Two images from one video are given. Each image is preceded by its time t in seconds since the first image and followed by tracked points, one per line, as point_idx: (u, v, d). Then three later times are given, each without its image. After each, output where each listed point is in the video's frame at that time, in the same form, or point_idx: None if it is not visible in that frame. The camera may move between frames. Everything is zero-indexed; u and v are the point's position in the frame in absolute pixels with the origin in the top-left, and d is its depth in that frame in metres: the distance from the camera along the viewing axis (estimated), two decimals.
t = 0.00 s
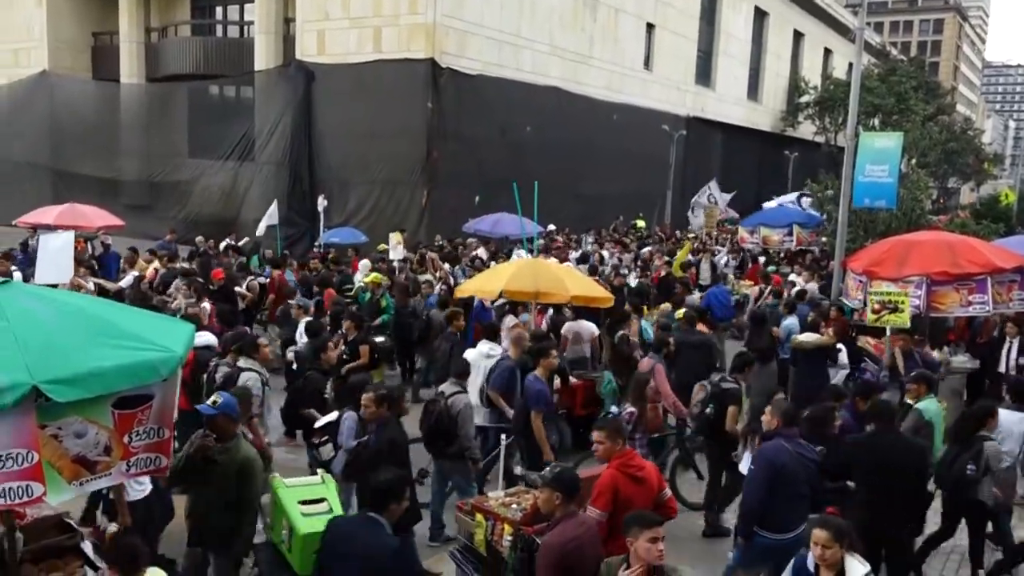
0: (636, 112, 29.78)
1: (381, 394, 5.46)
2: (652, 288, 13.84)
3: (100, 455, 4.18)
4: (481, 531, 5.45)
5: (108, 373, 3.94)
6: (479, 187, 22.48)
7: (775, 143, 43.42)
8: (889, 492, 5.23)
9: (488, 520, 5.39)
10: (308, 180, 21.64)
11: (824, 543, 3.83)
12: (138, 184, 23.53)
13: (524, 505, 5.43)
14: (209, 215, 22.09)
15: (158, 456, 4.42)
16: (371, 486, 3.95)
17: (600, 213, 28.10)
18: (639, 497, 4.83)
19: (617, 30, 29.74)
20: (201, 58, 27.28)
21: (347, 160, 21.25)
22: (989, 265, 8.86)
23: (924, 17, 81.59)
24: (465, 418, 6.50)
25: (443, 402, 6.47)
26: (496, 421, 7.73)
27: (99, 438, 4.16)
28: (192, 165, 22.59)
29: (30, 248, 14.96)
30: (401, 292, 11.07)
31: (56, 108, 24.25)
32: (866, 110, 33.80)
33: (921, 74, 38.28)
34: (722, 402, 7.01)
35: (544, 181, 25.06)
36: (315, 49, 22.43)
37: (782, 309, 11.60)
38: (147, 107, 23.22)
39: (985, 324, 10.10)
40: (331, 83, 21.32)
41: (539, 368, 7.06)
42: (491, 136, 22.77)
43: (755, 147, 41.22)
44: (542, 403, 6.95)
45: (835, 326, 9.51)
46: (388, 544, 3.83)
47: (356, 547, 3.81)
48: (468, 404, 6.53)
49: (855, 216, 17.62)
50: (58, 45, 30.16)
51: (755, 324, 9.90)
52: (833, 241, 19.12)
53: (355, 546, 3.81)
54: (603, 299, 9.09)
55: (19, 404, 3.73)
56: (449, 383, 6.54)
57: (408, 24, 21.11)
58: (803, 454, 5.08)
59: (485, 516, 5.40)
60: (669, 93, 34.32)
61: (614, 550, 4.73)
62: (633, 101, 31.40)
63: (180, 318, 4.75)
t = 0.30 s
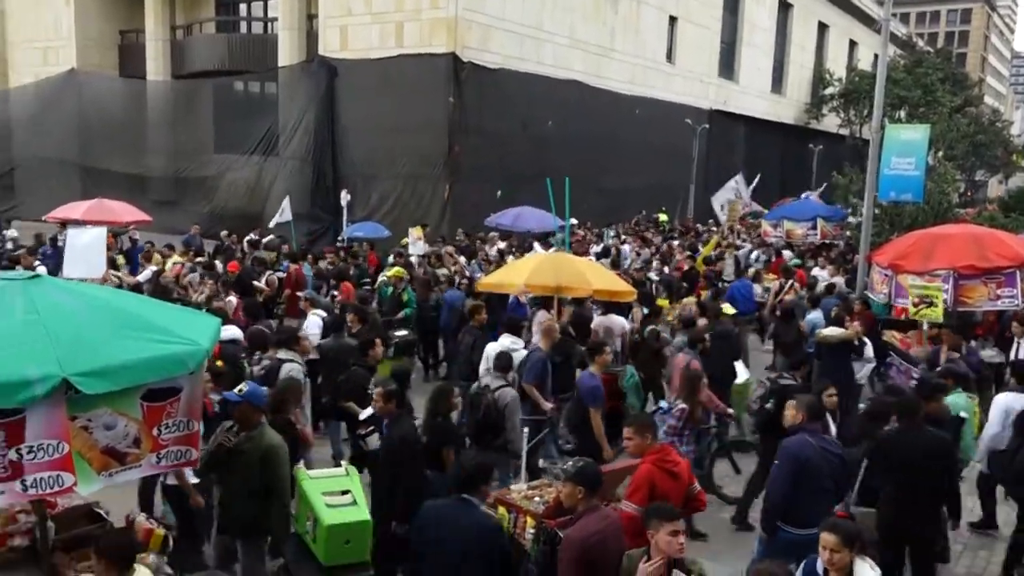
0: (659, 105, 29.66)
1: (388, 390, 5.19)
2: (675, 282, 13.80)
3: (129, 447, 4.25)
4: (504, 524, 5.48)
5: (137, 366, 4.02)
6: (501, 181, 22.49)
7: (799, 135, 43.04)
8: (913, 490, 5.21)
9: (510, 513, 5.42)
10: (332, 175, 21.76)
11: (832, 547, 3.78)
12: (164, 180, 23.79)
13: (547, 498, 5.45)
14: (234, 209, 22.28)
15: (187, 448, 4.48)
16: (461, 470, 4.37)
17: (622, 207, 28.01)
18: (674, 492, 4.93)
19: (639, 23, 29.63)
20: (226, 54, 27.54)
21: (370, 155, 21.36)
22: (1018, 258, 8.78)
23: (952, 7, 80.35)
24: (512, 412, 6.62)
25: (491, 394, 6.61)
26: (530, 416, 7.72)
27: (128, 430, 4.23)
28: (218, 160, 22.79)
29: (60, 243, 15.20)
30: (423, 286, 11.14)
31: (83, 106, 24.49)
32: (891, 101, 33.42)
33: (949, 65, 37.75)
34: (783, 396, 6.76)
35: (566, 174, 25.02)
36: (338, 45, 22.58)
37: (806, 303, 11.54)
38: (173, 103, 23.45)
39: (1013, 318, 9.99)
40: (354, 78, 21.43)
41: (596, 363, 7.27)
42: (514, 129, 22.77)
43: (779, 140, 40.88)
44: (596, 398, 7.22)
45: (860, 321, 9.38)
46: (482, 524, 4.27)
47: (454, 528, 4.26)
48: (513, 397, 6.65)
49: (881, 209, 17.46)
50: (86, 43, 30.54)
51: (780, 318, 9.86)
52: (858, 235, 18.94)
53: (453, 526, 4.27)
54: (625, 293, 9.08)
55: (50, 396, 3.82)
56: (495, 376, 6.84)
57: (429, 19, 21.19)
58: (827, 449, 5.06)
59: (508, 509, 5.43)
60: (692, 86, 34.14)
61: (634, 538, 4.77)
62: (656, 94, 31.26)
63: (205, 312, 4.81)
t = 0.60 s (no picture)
0: (697, 99, 29.40)
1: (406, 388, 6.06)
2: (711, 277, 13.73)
3: (174, 436, 4.34)
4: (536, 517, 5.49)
5: (178, 355, 4.09)
6: (537, 175, 22.47)
7: (840, 129, 42.36)
8: (952, 491, 5.13)
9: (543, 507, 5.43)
10: (369, 169, 21.93)
11: (864, 556, 3.72)
12: (205, 174, 24.16)
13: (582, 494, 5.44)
14: (274, 203, 22.56)
15: (228, 438, 4.56)
16: (563, 444, 5.01)
17: (659, 201, 27.83)
18: (714, 490, 4.90)
19: (677, 17, 29.40)
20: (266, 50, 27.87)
21: (406, 150, 21.50)
22: None
23: None
24: (562, 403, 6.84)
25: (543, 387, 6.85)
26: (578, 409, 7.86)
27: (172, 419, 4.32)
28: (257, 155, 23.08)
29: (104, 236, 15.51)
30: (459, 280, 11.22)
31: (127, 102, 24.89)
32: (936, 95, 32.74)
33: (996, 57, 36.86)
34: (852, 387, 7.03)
35: (602, 169, 24.92)
36: (375, 40, 22.74)
37: (845, 300, 11.40)
38: (215, 98, 23.79)
39: None
40: (391, 73, 21.55)
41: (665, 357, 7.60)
42: (550, 123, 22.72)
43: (820, 134, 40.28)
44: (663, 391, 7.42)
45: (902, 318, 9.24)
46: (577, 493, 4.75)
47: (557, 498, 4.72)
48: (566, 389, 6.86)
49: (924, 205, 17.12)
50: (131, 40, 31.11)
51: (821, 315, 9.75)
52: (900, 231, 18.63)
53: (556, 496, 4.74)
54: (661, 289, 9.02)
55: (95, 385, 3.90)
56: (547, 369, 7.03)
57: (467, 14, 21.24)
58: (867, 447, 5.00)
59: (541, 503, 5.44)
60: (731, 80, 33.79)
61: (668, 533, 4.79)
62: (693, 88, 30.98)
63: (245, 305, 4.89)
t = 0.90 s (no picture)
0: (742, 91, 29.00)
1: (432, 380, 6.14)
2: (755, 272, 13.57)
3: (217, 425, 4.39)
4: (578, 512, 5.46)
5: (224, 345, 4.16)
6: (579, 168, 22.36)
7: (889, 121, 41.47)
8: (1004, 491, 5.00)
9: (585, 501, 5.39)
10: (412, 162, 22.04)
11: (897, 562, 3.66)
12: (251, 167, 24.48)
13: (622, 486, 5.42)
14: (317, 197, 22.78)
15: (270, 427, 4.61)
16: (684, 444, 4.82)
17: (702, 195, 27.54)
18: (746, 487, 4.89)
19: (722, 8, 29.02)
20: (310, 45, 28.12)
21: (449, 143, 21.56)
22: None
23: None
24: (610, 397, 6.75)
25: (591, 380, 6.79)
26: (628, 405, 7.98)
27: (216, 408, 4.37)
28: (302, 149, 23.32)
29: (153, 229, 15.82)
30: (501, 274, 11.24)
31: (175, 97, 25.32)
32: (991, 86, 31.83)
33: None
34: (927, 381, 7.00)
35: (644, 162, 24.72)
36: (418, 34, 22.83)
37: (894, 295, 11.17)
38: (260, 93, 24.04)
39: None
40: (434, 67, 21.60)
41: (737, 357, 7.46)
42: (592, 116, 22.59)
43: (868, 126, 39.49)
44: (733, 390, 7.33)
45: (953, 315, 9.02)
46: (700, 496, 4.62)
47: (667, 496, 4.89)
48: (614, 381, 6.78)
49: (977, 198, 16.69)
50: (178, 36, 31.62)
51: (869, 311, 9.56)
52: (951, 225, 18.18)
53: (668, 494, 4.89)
54: (704, 284, 8.91)
55: (144, 374, 3.96)
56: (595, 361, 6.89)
57: (509, 7, 21.19)
58: (915, 446, 4.89)
59: (583, 497, 5.41)
60: (776, 71, 33.29)
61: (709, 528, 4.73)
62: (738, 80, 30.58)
63: (288, 297, 4.95)
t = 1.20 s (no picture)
0: (789, 82, 28.53)
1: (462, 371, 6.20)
2: (802, 266, 13.37)
3: (263, 415, 4.45)
4: (622, 507, 5.46)
5: (272, 338, 4.22)
6: (623, 161, 22.23)
7: (942, 112, 40.46)
8: None
9: (629, 496, 5.38)
10: (456, 156, 22.14)
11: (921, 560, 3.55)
12: (297, 162, 24.79)
13: (666, 483, 5.38)
14: (361, 191, 22.99)
15: (314, 419, 4.67)
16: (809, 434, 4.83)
17: (748, 188, 27.20)
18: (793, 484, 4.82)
19: None
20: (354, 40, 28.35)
21: (492, 137, 21.59)
22: None
23: None
24: (659, 386, 6.70)
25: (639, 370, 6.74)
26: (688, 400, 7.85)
27: (262, 399, 4.44)
28: (347, 143, 23.55)
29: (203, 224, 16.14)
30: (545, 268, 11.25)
31: (224, 93, 25.74)
32: None
33: None
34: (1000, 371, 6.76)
35: (689, 155, 24.48)
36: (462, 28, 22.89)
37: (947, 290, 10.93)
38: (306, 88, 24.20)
39: None
40: (476, 60, 21.64)
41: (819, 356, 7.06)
42: (636, 109, 22.42)
43: (921, 117, 38.56)
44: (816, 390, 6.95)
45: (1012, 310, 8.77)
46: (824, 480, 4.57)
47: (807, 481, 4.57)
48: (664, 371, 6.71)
49: None
50: (227, 33, 32.12)
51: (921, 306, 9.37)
52: (1006, 217, 17.69)
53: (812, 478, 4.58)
54: (750, 278, 8.82)
55: (195, 366, 4.03)
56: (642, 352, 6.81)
57: None
58: (970, 446, 4.77)
59: (627, 492, 5.40)
60: (825, 62, 32.68)
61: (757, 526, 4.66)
62: (785, 71, 30.11)
63: (333, 291, 5.01)
